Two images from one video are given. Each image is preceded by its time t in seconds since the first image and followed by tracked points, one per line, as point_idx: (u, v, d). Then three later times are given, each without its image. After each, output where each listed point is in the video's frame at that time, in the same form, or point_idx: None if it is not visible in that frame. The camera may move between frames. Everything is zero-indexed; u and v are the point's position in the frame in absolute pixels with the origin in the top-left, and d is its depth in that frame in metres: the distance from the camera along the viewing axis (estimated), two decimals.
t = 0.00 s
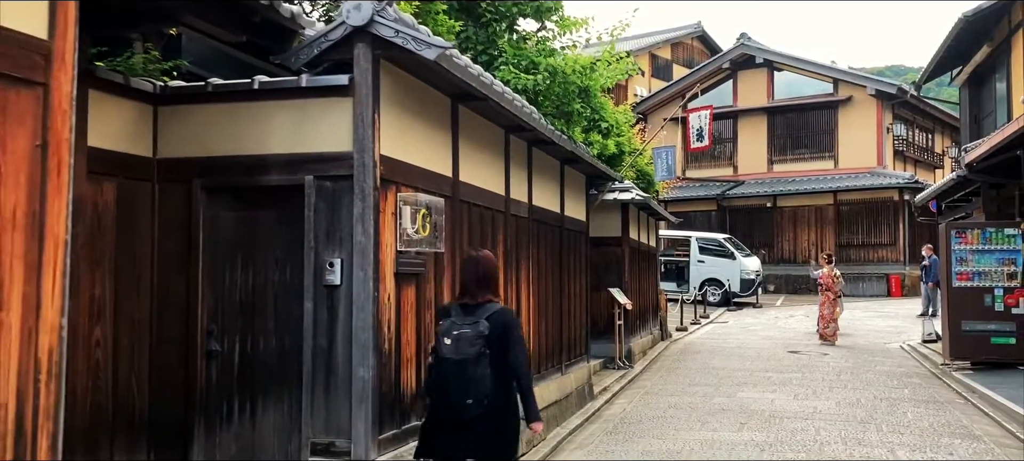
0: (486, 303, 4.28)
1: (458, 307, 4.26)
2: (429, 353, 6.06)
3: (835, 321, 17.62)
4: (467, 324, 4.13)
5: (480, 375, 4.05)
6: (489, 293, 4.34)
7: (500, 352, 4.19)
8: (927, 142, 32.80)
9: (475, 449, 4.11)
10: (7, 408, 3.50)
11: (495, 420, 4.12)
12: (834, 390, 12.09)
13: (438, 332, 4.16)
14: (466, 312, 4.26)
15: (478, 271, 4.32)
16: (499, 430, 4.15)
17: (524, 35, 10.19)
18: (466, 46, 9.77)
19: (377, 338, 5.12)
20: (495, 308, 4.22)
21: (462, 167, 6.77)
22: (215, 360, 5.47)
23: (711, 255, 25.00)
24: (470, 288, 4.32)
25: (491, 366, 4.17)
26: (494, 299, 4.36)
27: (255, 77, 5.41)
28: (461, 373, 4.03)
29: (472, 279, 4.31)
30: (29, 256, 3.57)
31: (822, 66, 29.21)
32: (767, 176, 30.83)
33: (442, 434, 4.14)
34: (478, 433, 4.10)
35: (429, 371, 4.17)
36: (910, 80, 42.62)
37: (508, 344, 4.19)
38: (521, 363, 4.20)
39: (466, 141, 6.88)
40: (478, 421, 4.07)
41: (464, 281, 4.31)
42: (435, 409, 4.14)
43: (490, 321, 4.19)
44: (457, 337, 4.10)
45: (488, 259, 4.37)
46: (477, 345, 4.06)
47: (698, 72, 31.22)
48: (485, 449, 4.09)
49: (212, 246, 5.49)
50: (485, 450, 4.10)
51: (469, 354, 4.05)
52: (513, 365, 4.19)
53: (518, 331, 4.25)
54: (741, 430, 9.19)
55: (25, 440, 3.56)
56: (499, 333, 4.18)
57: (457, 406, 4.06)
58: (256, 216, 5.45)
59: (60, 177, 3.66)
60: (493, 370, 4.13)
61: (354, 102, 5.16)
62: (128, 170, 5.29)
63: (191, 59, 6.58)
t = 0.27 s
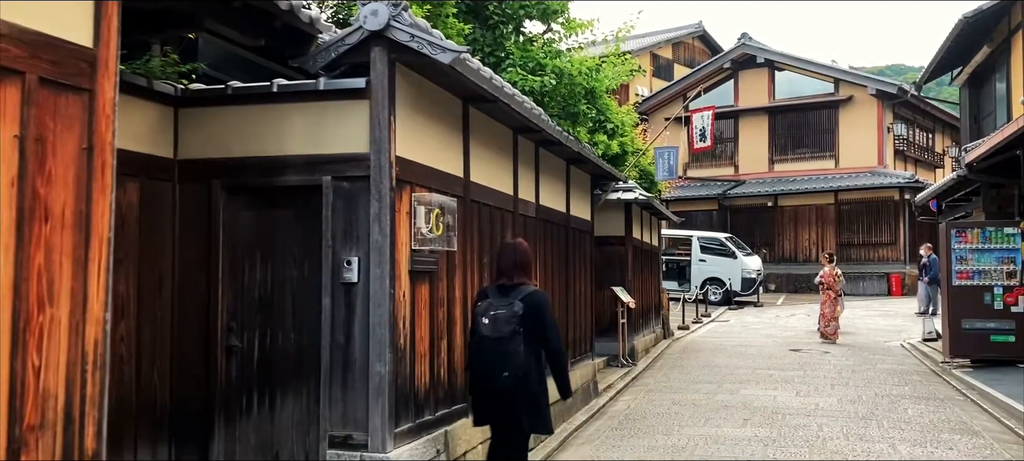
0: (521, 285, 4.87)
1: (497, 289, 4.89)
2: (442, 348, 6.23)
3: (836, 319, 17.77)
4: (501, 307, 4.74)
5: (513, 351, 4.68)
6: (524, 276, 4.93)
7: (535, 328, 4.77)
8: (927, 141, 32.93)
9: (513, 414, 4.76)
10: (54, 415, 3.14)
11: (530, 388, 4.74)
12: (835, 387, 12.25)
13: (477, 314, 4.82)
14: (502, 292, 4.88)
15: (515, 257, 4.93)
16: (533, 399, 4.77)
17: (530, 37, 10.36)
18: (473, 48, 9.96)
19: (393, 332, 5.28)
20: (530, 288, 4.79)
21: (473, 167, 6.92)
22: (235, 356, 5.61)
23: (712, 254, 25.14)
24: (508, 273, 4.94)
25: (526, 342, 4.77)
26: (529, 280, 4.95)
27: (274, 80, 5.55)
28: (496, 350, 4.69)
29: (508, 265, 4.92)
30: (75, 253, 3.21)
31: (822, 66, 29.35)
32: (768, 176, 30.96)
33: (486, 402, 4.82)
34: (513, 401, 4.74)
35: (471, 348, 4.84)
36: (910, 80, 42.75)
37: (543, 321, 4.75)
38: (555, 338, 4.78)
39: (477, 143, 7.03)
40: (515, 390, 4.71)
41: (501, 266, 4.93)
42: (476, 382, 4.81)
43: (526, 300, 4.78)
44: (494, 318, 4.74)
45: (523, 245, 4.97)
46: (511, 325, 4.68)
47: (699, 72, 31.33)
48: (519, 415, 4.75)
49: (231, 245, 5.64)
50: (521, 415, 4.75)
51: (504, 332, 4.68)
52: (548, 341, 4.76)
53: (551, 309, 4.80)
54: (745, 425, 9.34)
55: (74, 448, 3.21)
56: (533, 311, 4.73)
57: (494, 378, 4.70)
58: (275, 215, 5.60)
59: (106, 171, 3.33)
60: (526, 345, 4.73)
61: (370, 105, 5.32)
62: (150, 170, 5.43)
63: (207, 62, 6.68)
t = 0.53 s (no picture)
0: (540, 292, 5.70)
1: (518, 296, 5.69)
2: (450, 346, 6.40)
3: (836, 318, 17.93)
4: (523, 312, 5.52)
5: (535, 351, 5.48)
6: (543, 284, 5.75)
7: (553, 330, 5.61)
8: (926, 141, 33.07)
9: (533, 406, 5.60)
10: (93, 409, 3.17)
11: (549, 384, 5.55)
12: (834, 385, 12.40)
13: (502, 318, 5.59)
14: (525, 299, 5.68)
15: (535, 268, 5.75)
16: (551, 392, 5.59)
17: (534, 41, 10.54)
18: (478, 51, 10.13)
19: (404, 330, 5.46)
20: (549, 295, 5.62)
21: (480, 169, 7.09)
22: (250, 353, 5.78)
23: (713, 253, 25.29)
24: (528, 281, 5.77)
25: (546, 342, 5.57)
26: (547, 287, 5.78)
27: (288, 85, 5.70)
28: (519, 350, 5.48)
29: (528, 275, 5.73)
30: (112, 253, 3.24)
31: (821, 66, 29.49)
32: (768, 176, 31.10)
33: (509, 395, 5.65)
34: (534, 395, 5.56)
35: (497, 347, 5.64)
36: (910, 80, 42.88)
37: (560, 324, 5.61)
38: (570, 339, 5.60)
39: (483, 145, 7.19)
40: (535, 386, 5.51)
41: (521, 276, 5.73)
42: (501, 378, 5.61)
43: (546, 306, 5.61)
44: (516, 323, 5.52)
45: (541, 256, 5.80)
46: (532, 328, 5.46)
47: (699, 72, 31.49)
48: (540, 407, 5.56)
49: (247, 244, 5.81)
50: (540, 407, 5.58)
51: (525, 335, 5.47)
52: (564, 342, 5.63)
53: (567, 313, 5.63)
54: (745, 422, 9.51)
55: (113, 442, 3.25)
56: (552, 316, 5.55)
57: (517, 375, 5.50)
58: (289, 215, 5.76)
59: (139, 173, 3.37)
60: (546, 346, 5.55)
61: (383, 109, 5.47)
62: (168, 173, 5.58)
63: (221, 67, 6.78)
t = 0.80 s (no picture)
0: (554, 281, 6.29)
1: (535, 286, 6.29)
2: (455, 344, 6.56)
3: (834, 317, 18.08)
4: (541, 299, 6.12)
5: (552, 335, 6.07)
6: (557, 274, 6.35)
7: (568, 316, 6.19)
8: (925, 141, 33.22)
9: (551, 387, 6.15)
10: (118, 401, 3.31)
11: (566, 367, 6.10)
12: (832, 383, 12.56)
13: (521, 305, 6.20)
14: (541, 289, 6.27)
15: (550, 261, 6.33)
16: (568, 373, 6.15)
17: (536, 43, 10.70)
18: (481, 54, 10.29)
19: (410, 327, 5.62)
20: (563, 284, 6.21)
21: (483, 170, 7.25)
22: (260, 350, 5.93)
23: (712, 253, 25.43)
24: (543, 272, 6.38)
25: (562, 328, 6.15)
26: (560, 278, 6.37)
27: (297, 90, 5.86)
28: (538, 334, 6.08)
29: (544, 266, 6.32)
30: (136, 253, 3.38)
31: (820, 66, 29.63)
32: (767, 175, 31.24)
33: (530, 378, 6.23)
34: (552, 376, 6.13)
35: (517, 332, 6.23)
36: (909, 79, 43.02)
37: (573, 310, 6.20)
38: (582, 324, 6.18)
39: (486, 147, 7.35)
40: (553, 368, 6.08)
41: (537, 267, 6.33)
42: (522, 360, 6.21)
43: (560, 293, 6.21)
44: (534, 309, 6.13)
45: (554, 249, 6.38)
46: (549, 314, 6.05)
47: (699, 72, 31.64)
48: (556, 388, 6.09)
49: (257, 244, 5.96)
50: (557, 388, 6.12)
51: (543, 320, 6.08)
52: (578, 327, 6.21)
53: (580, 301, 6.22)
54: (743, 419, 9.67)
55: (137, 432, 3.39)
56: (567, 302, 6.15)
57: (536, 356, 6.10)
58: (298, 216, 5.91)
59: (161, 178, 3.52)
60: (563, 331, 6.14)
61: (390, 113, 5.62)
62: (181, 175, 5.74)
63: (232, 71, 6.86)
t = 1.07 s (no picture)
0: (569, 284, 6.62)
1: (551, 288, 6.60)
2: (459, 339, 6.70)
3: (832, 315, 18.23)
4: (558, 301, 6.46)
5: (569, 335, 6.40)
6: (571, 277, 6.68)
7: (581, 317, 6.54)
8: (924, 139, 33.36)
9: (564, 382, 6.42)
10: (143, 388, 3.47)
11: (582, 365, 6.41)
12: (829, 379, 12.71)
13: (540, 307, 6.51)
14: (557, 290, 6.59)
15: (565, 264, 6.67)
16: (583, 371, 6.46)
17: (537, 44, 10.82)
18: (483, 55, 10.41)
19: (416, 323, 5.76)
20: (578, 287, 6.55)
21: (486, 169, 7.39)
22: (269, 345, 6.07)
23: (711, 251, 25.57)
24: (558, 276, 6.71)
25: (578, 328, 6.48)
26: (574, 282, 6.70)
27: (305, 90, 6.00)
28: (556, 334, 6.38)
29: (560, 270, 6.66)
30: (157, 248, 3.52)
31: (820, 65, 29.76)
32: (767, 174, 31.36)
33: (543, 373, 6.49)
34: (568, 371, 6.42)
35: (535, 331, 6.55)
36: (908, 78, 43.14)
37: (587, 313, 6.56)
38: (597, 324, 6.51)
39: (489, 146, 7.48)
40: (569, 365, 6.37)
41: (553, 271, 6.65)
42: (539, 357, 6.51)
43: (575, 296, 6.55)
44: (553, 310, 6.46)
45: (569, 254, 6.71)
46: (567, 314, 6.38)
47: (699, 71, 31.77)
48: (572, 383, 6.40)
49: (265, 241, 6.10)
50: (571, 383, 6.41)
51: (561, 319, 6.40)
52: (592, 328, 6.54)
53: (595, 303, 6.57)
54: (741, 414, 9.81)
55: (161, 420, 3.54)
56: (582, 304, 6.48)
57: (554, 354, 6.39)
58: (305, 214, 6.06)
59: (182, 175, 3.66)
60: (579, 331, 6.47)
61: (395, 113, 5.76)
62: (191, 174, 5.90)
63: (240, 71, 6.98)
